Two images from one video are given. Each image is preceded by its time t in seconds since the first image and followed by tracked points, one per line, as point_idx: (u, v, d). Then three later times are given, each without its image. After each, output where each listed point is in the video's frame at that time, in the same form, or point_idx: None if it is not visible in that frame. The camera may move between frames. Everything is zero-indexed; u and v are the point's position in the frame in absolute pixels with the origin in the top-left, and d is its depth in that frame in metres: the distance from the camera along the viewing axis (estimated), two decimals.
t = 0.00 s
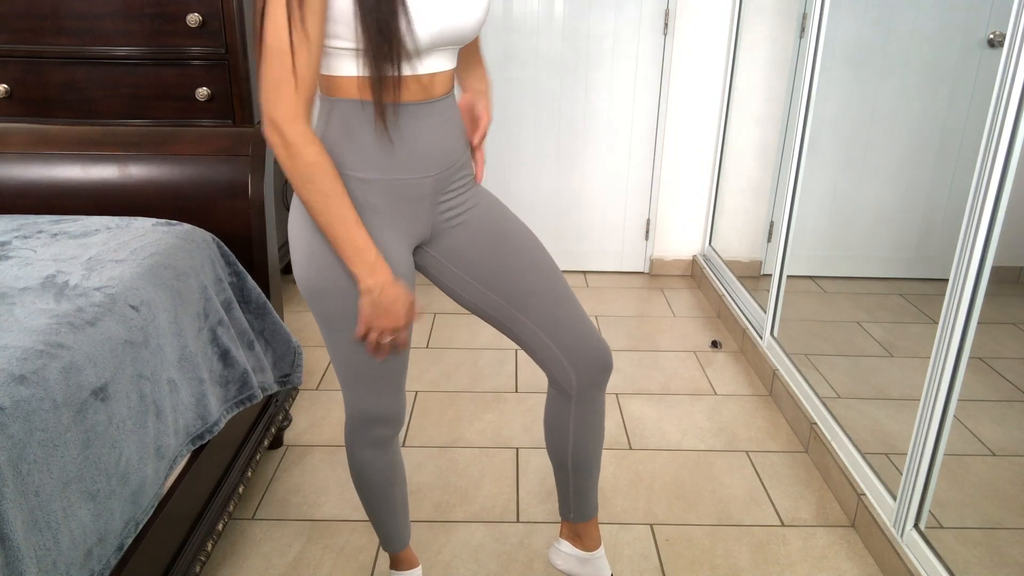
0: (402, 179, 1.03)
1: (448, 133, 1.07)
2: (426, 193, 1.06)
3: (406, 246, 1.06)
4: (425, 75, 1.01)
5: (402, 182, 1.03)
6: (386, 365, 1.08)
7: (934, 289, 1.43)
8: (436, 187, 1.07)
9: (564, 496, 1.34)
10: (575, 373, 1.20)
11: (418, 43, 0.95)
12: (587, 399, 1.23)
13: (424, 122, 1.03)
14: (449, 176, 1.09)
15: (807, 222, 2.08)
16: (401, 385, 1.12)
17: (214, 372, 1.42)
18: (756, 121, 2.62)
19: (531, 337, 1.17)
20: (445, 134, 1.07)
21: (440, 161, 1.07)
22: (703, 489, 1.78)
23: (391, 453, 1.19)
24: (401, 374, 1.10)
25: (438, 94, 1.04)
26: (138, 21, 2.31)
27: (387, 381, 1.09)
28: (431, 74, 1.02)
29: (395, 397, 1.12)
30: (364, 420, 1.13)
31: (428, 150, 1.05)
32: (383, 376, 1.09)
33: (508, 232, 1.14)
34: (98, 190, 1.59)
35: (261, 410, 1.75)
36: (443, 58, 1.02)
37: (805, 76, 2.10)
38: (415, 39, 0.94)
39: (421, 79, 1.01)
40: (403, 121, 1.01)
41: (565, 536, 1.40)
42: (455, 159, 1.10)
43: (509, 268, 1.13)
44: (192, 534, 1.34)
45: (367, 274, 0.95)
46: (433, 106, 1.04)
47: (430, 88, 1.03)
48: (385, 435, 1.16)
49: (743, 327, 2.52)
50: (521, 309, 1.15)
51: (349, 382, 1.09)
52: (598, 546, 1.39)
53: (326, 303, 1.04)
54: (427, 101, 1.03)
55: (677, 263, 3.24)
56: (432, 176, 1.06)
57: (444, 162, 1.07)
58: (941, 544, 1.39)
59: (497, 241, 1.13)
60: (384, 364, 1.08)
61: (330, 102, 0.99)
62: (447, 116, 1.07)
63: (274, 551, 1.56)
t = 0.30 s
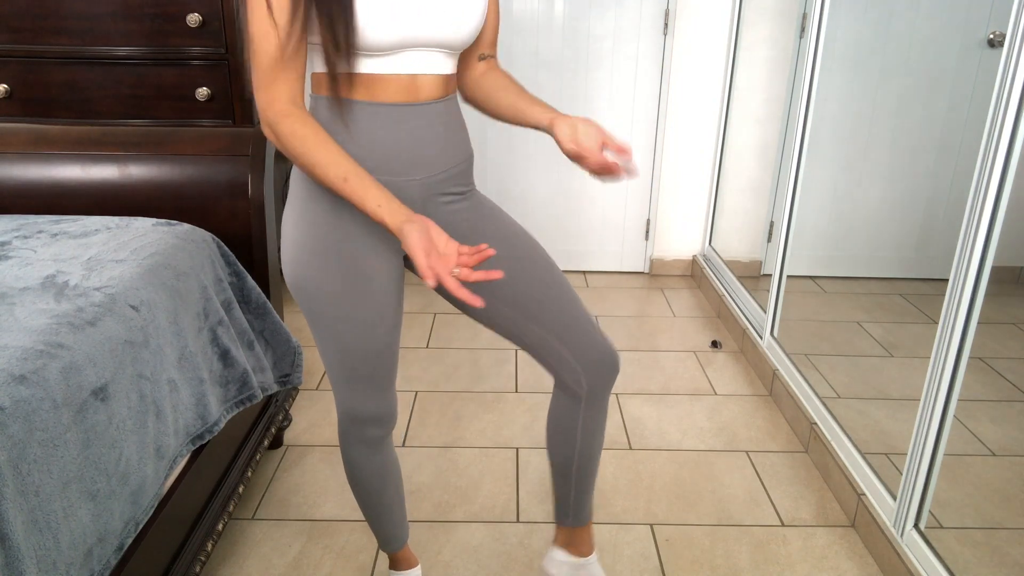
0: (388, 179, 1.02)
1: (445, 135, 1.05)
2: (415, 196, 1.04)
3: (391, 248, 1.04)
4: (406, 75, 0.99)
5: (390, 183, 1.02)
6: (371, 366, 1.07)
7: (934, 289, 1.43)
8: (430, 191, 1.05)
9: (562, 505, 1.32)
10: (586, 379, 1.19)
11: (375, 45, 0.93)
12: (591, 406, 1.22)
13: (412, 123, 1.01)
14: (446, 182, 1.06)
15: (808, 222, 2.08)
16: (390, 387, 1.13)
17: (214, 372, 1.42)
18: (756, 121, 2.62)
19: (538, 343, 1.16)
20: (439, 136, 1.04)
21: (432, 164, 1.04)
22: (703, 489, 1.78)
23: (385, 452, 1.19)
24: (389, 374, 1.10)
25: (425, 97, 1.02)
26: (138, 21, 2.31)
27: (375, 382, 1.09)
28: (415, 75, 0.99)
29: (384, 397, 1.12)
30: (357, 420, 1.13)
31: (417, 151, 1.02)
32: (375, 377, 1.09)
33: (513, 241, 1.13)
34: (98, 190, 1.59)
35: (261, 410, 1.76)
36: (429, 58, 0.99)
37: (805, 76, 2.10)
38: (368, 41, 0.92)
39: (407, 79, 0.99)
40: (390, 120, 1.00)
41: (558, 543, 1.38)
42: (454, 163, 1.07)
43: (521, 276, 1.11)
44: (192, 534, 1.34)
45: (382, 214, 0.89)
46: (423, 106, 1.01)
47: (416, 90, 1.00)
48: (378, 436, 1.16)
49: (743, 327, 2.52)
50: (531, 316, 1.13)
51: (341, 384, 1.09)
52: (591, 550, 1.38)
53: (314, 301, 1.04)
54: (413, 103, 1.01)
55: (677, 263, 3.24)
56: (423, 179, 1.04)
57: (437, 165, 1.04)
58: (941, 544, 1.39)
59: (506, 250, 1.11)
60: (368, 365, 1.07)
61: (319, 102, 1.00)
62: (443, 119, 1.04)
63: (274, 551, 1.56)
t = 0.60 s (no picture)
0: (382, 178, 0.98)
1: (452, 137, 0.99)
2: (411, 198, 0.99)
3: (388, 249, 1.01)
4: (401, 74, 0.95)
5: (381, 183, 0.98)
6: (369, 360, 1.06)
7: (934, 289, 1.43)
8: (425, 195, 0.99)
9: (508, 539, 1.22)
10: (525, 421, 1.11)
11: (356, 42, 0.91)
12: (526, 448, 1.13)
13: (410, 124, 0.96)
14: (449, 187, 1.01)
15: (808, 222, 2.08)
16: (399, 383, 1.12)
17: (214, 372, 1.41)
18: (756, 121, 2.63)
19: (485, 370, 1.07)
20: (444, 137, 0.99)
21: (431, 167, 0.99)
22: (703, 489, 1.78)
23: (390, 453, 1.19)
24: (398, 372, 1.10)
25: (426, 97, 0.97)
26: (138, 21, 2.31)
27: (381, 378, 1.09)
28: (412, 74, 0.95)
29: (393, 394, 1.11)
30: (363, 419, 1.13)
31: (415, 152, 0.97)
32: (377, 375, 1.08)
33: (503, 260, 1.06)
34: (98, 190, 1.59)
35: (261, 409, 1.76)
36: (427, 58, 0.95)
37: (805, 76, 2.10)
38: (347, 39, 0.90)
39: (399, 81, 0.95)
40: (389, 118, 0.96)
41: None
42: (461, 165, 1.01)
43: (491, 315, 1.05)
44: (192, 534, 1.34)
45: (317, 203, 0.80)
46: (422, 107, 0.97)
47: (415, 89, 0.96)
48: (382, 436, 1.16)
49: (743, 327, 2.52)
50: (476, 359, 1.07)
51: (346, 379, 1.09)
52: None
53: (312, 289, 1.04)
54: (411, 103, 0.96)
55: (677, 263, 3.24)
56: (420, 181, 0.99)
57: (437, 168, 0.99)
58: (941, 544, 1.39)
59: (488, 267, 1.05)
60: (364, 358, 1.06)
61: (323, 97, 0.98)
62: (448, 120, 0.99)
63: (274, 550, 1.56)
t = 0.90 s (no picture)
0: (386, 178, 0.97)
1: (457, 136, 0.98)
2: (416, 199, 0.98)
3: (394, 249, 1.00)
4: (400, 75, 0.94)
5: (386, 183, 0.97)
6: (381, 365, 1.04)
7: (934, 289, 1.43)
8: (431, 195, 0.98)
9: (514, 538, 1.24)
10: (527, 426, 1.11)
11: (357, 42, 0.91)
12: (527, 454, 1.14)
13: (409, 123, 0.95)
14: (450, 185, 0.99)
15: (808, 222, 2.08)
16: (419, 388, 1.10)
17: (214, 372, 1.42)
18: (756, 121, 2.63)
19: (493, 371, 1.07)
20: (448, 135, 0.97)
21: (432, 165, 0.97)
22: (703, 489, 1.78)
23: (408, 465, 1.18)
24: (411, 377, 1.08)
25: (425, 96, 0.96)
26: (138, 21, 2.31)
27: (395, 385, 1.06)
28: (412, 75, 0.94)
29: (410, 401, 1.09)
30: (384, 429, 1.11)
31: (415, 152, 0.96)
32: (394, 382, 1.06)
33: (511, 259, 1.05)
34: (98, 190, 1.59)
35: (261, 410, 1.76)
36: (426, 58, 0.94)
37: (805, 76, 2.10)
38: (347, 38, 0.90)
39: (401, 80, 0.94)
40: (390, 119, 0.95)
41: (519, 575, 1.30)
42: (466, 166, 1.00)
43: (502, 315, 1.04)
44: (192, 534, 1.34)
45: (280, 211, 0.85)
46: (422, 107, 0.95)
47: (414, 88, 0.95)
48: (401, 446, 1.14)
49: (743, 327, 2.52)
50: (489, 360, 1.06)
51: (360, 384, 1.08)
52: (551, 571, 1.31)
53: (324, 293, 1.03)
54: (410, 102, 0.95)
55: (677, 263, 3.24)
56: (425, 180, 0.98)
57: (437, 166, 0.98)
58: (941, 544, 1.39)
59: (494, 269, 1.03)
60: (376, 363, 1.04)
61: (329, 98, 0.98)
62: (449, 118, 0.97)
63: (274, 550, 1.56)
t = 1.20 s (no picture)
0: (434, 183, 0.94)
1: (510, 142, 0.94)
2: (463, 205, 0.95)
3: (437, 252, 0.99)
4: (449, 74, 0.90)
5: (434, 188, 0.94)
6: (414, 366, 1.03)
7: (934, 289, 1.43)
8: (479, 202, 0.96)
9: (557, 523, 1.28)
10: (560, 419, 1.13)
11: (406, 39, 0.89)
12: (553, 445, 1.16)
13: (457, 127, 0.92)
14: (496, 191, 0.96)
15: (807, 223, 2.08)
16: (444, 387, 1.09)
17: (214, 372, 1.42)
18: (756, 121, 2.63)
19: (527, 374, 1.06)
20: (499, 142, 0.93)
21: (478, 171, 0.94)
22: (703, 489, 1.78)
23: (424, 464, 1.17)
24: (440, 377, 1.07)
25: (474, 101, 0.92)
26: (138, 21, 2.31)
27: (425, 384, 1.06)
28: (461, 74, 0.91)
29: (436, 400, 1.09)
30: (408, 427, 1.10)
31: (460, 157, 0.93)
32: (425, 382, 1.05)
33: (557, 268, 1.02)
34: (99, 190, 1.59)
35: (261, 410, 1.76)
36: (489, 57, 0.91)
37: (805, 76, 2.11)
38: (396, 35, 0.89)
39: (449, 79, 0.91)
40: (440, 124, 0.92)
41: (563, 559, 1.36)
42: (519, 172, 0.96)
43: (542, 322, 1.02)
44: (192, 534, 1.34)
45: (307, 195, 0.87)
46: (472, 112, 0.92)
47: (463, 92, 0.91)
48: (421, 445, 1.13)
49: (743, 327, 2.52)
50: (525, 363, 1.06)
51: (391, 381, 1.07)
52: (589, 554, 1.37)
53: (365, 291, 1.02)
54: (460, 108, 0.92)
55: (677, 263, 3.24)
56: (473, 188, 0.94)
57: (484, 172, 0.94)
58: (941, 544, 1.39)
59: (537, 276, 1.00)
60: (409, 364, 1.03)
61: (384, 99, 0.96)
62: (499, 123, 0.93)
63: (274, 550, 1.56)
